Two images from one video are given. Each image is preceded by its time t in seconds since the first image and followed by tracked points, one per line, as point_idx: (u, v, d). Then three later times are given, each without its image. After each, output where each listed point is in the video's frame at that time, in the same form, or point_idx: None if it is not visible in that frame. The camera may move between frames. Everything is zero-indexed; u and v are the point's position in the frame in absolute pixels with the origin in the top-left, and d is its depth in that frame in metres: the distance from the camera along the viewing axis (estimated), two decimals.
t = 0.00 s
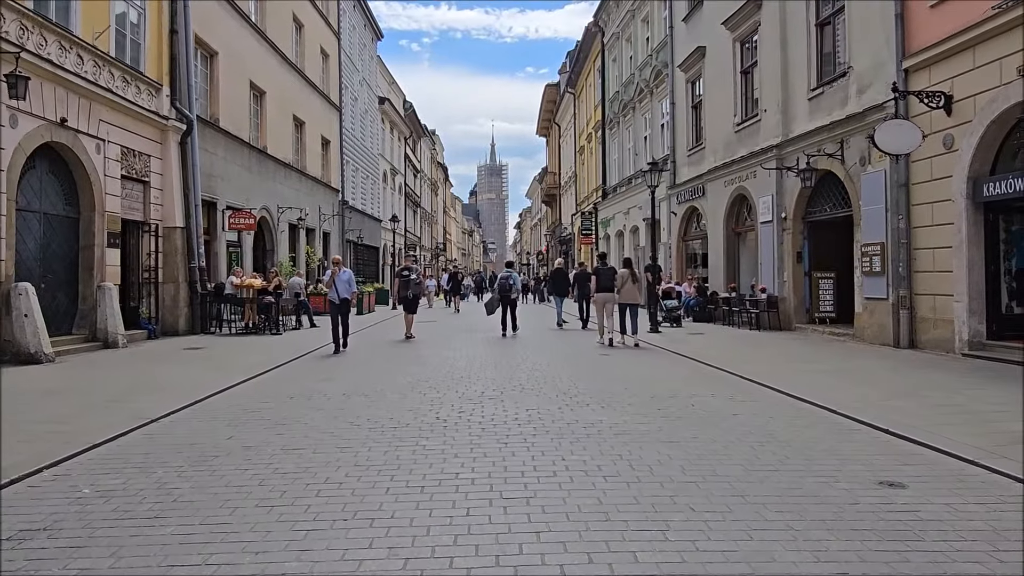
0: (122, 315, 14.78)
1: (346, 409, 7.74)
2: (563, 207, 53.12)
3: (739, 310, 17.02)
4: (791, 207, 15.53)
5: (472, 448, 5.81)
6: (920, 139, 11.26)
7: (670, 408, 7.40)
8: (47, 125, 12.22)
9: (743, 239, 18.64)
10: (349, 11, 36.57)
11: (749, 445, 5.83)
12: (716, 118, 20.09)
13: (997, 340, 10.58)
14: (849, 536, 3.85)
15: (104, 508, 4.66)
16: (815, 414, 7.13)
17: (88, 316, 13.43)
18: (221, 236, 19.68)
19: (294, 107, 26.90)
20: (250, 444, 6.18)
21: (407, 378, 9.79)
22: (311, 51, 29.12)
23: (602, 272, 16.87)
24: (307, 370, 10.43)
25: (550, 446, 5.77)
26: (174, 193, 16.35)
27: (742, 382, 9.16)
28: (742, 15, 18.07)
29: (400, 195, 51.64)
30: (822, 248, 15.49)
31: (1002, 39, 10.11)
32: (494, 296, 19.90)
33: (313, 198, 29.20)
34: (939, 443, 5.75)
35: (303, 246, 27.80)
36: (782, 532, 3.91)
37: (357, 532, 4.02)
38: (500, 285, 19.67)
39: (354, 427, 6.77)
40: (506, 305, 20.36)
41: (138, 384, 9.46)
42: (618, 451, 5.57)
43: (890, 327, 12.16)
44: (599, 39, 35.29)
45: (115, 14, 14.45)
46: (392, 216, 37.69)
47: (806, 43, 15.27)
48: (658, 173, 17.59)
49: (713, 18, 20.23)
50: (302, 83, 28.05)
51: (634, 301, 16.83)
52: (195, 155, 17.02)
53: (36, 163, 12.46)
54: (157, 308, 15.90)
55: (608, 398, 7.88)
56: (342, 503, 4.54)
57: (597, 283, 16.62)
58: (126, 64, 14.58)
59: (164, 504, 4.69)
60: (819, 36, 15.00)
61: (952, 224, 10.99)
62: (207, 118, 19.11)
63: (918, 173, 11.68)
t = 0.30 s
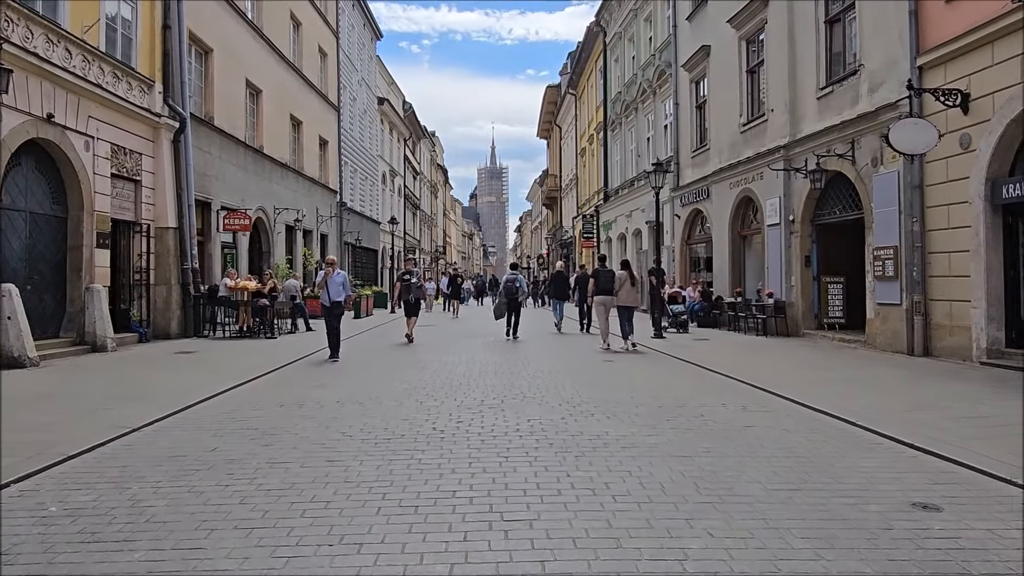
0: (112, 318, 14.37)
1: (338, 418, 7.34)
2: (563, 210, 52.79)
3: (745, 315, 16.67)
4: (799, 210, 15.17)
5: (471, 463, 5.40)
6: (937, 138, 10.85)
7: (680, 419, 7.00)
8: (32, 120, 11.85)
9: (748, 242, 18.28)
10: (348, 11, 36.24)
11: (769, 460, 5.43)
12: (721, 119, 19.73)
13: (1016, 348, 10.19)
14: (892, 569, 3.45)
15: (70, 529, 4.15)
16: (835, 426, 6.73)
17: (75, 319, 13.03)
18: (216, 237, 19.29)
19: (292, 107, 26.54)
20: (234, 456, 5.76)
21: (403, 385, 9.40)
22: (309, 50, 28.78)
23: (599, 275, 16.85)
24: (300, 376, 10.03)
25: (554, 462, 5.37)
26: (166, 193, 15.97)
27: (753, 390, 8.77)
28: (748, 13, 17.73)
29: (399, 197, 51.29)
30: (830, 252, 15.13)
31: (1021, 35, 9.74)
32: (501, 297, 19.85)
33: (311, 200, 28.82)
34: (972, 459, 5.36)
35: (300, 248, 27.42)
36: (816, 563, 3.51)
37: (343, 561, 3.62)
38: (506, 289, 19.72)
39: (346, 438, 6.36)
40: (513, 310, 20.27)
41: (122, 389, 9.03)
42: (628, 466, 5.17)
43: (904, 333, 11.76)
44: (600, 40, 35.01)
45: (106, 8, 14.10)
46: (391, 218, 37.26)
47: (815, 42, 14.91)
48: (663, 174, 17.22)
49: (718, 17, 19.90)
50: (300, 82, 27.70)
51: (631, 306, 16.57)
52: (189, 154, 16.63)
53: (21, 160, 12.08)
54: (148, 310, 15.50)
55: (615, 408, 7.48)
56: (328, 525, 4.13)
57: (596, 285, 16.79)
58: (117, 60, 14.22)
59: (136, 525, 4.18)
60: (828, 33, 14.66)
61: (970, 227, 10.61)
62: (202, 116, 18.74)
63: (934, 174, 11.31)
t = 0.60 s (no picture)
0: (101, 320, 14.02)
1: (328, 428, 7.00)
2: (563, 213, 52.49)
3: (749, 320, 16.37)
4: (804, 213, 14.86)
5: (467, 480, 5.06)
6: (950, 141, 10.51)
7: (687, 432, 6.66)
8: (19, 118, 11.52)
9: (751, 246, 17.96)
10: (347, 11, 35.95)
11: (784, 478, 5.10)
12: (724, 121, 19.41)
13: None
14: None
15: (28, 554, 3.81)
16: (851, 440, 6.39)
17: (62, 321, 12.70)
18: (210, 238, 18.97)
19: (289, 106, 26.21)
20: (215, 471, 5.41)
21: (397, 392, 9.05)
22: (307, 50, 28.46)
23: (598, 279, 16.62)
24: (291, 383, 9.68)
25: (556, 479, 5.03)
26: (158, 193, 15.63)
27: (761, 400, 8.44)
28: (752, 13, 17.43)
29: (398, 199, 50.98)
30: (836, 256, 14.82)
31: None
32: (504, 302, 19.71)
33: (308, 201, 28.48)
34: (1001, 477, 5.02)
35: (296, 250, 27.10)
36: None
37: None
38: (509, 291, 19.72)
39: (335, 452, 6.02)
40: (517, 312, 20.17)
41: (104, 395, 8.69)
42: (635, 485, 4.84)
43: (914, 340, 11.45)
44: (601, 42, 34.69)
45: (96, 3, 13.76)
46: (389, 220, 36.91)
47: (821, 42, 14.59)
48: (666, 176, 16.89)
49: (722, 17, 19.59)
50: (298, 82, 27.38)
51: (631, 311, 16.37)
52: (182, 153, 16.28)
53: (7, 158, 11.75)
54: (139, 313, 15.16)
55: (618, 419, 7.15)
56: (310, 552, 3.78)
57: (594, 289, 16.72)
58: (108, 57, 13.88)
59: (101, 551, 3.84)
60: (835, 33, 14.35)
61: (983, 231, 10.29)
62: (196, 115, 18.40)
63: (946, 177, 11.00)
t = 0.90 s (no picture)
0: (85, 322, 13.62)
1: (317, 437, 6.64)
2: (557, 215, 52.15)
3: (750, 322, 16.05)
4: (807, 213, 14.56)
5: (463, 496, 4.71)
6: (960, 137, 10.21)
7: (694, 441, 6.32)
8: None
9: (751, 247, 17.66)
10: (341, 10, 35.58)
11: (802, 492, 4.76)
12: (723, 120, 19.11)
13: None
14: None
15: None
16: (867, 449, 6.07)
17: (44, 324, 12.30)
18: (200, 238, 18.55)
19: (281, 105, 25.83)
20: (192, 486, 5.06)
21: (389, 398, 8.68)
22: (300, 48, 28.08)
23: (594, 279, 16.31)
24: (279, 389, 9.31)
25: (561, 495, 4.69)
26: (146, 192, 15.23)
27: (768, 405, 8.12)
28: (752, 10, 17.14)
29: (392, 201, 50.56)
30: (839, 256, 14.52)
31: None
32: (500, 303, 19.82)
33: (300, 201, 28.08)
34: None
35: (288, 251, 26.69)
36: None
37: None
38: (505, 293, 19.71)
39: (323, 463, 5.66)
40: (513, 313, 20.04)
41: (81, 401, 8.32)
42: (645, 501, 4.49)
43: (922, 342, 11.13)
44: (597, 41, 34.41)
45: None
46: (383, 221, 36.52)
47: (823, 38, 14.30)
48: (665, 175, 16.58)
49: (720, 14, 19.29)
50: (290, 81, 27.00)
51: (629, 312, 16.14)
52: (170, 151, 15.88)
53: None
54: (124, 315, 14.75)
55: (621, 427, 6.81)
56: None
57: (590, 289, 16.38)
58: (93, 51, 13.49)
59: None
60: (838, 29, 14.07)
61: (995, 230, 9.99)
62: (185, 113, 18.02)
63: (954, 174, 10.71)
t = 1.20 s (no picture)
0: (70, 323, 13.28)
1: (303, 446, 6.33)
2: (554, 213, 51.80)
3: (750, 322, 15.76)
4: (809, 211, 14.27)
5: (459, 513, 4.44)
6: (970, 132, 9.91)
7: (700, 450, 6.02)
8: None
9: (751, 245, 17.36)
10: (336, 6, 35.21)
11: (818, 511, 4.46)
12: (723, 117, 18.81)
13: None
14: None
15: None
16: (882, 460, 5.77)
17: (25, 325, 11.93)
18: (190, 237, 18.19)
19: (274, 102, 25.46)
20: (166, 503, 4.76)
21: (381, 402, 8.37)
22: (295, 45, 27.72)
23: (589, 281, 16.04)
24: (266, 393, 8.98)
25: (562, 514, 4.41)
26: (133, 189, 14.88)
27: (775, 410, 7.82)
28: (753, 5, 16.85)
29: (387, 199, 50.18)
30: (842, 255, 14.23)
31: None
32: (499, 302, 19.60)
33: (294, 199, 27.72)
34: None
35: (282, 250, 26.31)
36: None
37: None
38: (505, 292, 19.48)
39: (309, 475, 5.36)
40: (511, 313, 19.75)
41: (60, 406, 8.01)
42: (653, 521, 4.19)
43: (929, 344, 10.85)
44: (594, 39, 34.08)
45: None
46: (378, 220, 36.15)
47: (827, 33, 14.02)
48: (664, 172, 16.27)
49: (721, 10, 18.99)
50: (284, 78, 26.64)
51: (626, 312, 16.02)
52: (159, 148, 15.51)
53: None
54: (111, 315, 14.40)
55: (624, 435, 6.51)
56: None
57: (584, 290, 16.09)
58: (78, 44, 13.12)
59: None
60: (841, 24, 13.78)
61: (1006, 229, 9.70)
62: (175, 109, 17.65)
63: (963, 171, 10.43)
